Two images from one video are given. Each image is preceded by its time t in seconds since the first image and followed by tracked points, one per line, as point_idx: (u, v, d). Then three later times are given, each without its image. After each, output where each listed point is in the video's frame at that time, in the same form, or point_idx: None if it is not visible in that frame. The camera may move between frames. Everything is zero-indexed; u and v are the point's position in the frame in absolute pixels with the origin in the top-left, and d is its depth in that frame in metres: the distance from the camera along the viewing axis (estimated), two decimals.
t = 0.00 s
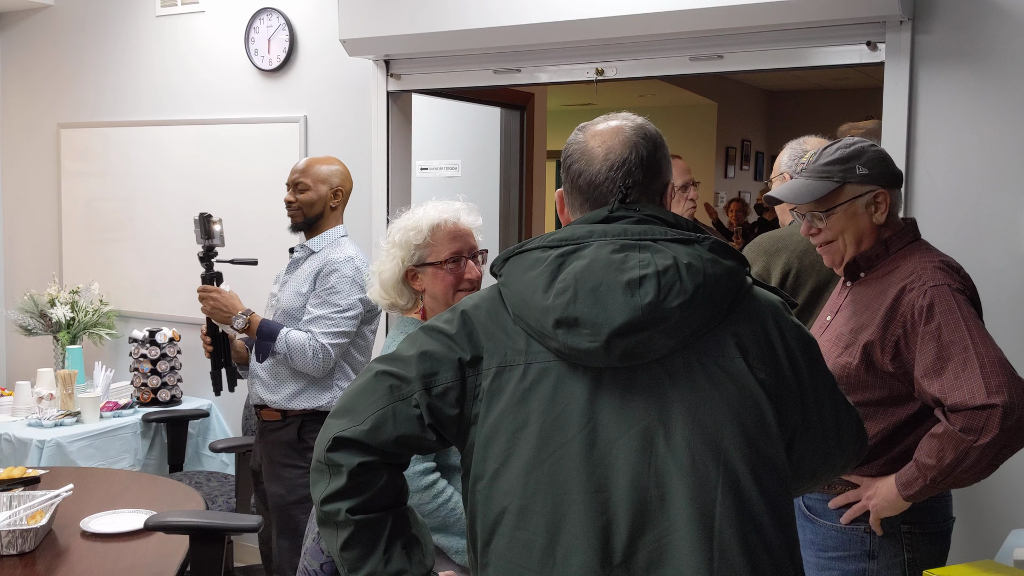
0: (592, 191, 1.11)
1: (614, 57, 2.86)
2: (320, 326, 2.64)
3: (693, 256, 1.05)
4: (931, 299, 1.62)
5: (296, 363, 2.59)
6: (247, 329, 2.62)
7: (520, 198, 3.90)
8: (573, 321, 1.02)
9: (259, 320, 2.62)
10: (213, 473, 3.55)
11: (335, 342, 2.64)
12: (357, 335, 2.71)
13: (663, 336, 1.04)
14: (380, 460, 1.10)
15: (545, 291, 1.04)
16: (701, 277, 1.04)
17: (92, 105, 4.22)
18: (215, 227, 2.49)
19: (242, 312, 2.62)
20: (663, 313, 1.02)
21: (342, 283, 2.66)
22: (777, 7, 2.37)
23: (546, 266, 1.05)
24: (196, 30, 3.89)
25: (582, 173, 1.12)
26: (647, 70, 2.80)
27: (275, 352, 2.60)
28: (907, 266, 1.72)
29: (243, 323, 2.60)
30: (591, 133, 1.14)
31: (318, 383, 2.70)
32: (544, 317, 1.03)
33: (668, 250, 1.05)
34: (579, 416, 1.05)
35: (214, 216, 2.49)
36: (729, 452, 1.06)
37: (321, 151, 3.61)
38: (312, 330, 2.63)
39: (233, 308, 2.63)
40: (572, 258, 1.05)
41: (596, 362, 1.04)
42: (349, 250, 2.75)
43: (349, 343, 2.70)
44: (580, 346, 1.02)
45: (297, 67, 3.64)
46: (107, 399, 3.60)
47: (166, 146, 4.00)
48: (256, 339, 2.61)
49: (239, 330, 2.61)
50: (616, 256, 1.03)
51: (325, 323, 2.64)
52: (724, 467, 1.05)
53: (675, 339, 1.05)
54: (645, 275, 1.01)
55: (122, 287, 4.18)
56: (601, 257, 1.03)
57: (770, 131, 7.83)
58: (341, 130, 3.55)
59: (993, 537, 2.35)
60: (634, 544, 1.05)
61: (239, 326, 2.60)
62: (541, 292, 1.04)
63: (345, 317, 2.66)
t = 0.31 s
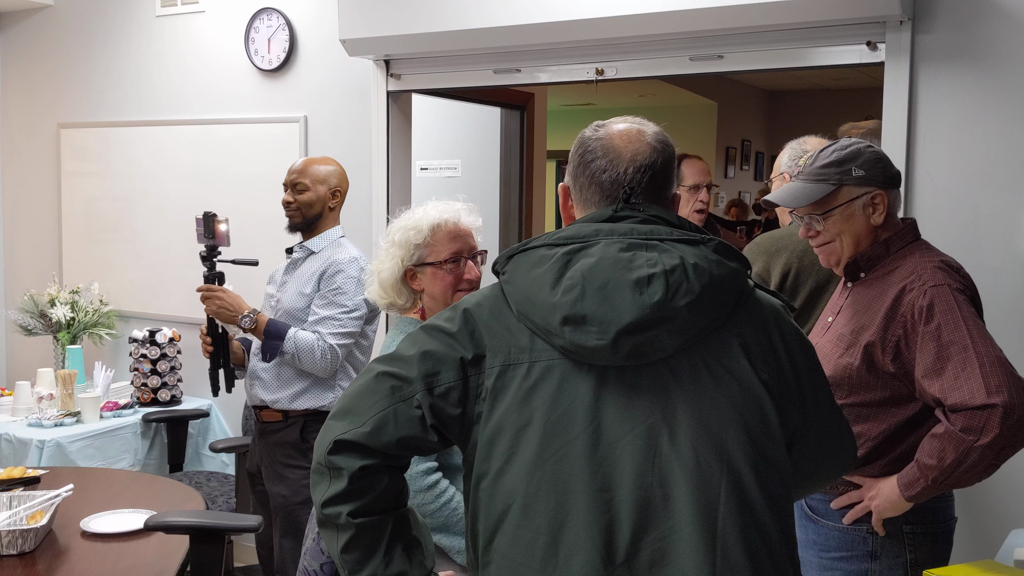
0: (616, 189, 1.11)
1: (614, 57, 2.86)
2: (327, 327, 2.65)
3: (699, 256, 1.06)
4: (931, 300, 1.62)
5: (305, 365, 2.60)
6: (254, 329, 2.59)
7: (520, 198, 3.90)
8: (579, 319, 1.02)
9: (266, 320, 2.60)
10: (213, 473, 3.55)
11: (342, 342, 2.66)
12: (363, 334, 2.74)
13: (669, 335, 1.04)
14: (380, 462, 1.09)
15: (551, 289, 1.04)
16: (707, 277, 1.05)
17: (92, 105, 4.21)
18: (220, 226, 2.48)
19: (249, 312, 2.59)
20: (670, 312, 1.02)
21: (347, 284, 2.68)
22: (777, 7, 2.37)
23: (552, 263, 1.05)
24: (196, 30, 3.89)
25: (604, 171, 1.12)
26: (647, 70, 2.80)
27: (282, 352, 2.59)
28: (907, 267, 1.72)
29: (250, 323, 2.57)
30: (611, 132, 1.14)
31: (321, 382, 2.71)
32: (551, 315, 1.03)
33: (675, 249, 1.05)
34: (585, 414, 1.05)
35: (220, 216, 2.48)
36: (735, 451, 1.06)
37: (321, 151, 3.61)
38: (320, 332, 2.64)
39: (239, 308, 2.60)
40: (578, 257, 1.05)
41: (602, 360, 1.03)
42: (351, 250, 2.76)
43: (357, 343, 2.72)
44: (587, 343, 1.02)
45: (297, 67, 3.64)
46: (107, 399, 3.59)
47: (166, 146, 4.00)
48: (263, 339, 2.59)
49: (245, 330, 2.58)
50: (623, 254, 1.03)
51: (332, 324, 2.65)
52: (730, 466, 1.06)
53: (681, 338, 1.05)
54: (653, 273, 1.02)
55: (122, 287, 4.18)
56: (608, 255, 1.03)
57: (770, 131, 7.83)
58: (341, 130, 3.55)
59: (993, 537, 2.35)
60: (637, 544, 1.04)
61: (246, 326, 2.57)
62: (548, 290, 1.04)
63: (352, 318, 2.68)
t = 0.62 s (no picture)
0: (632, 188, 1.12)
1: (614, 57, 2.86)
2: (333, 328, 2.65)
3: (714, 255, 1.09)
4: (931, 300, 1.63)
5: (310, 365, 2.59)
6: (260, 329, 2.55)
7: (520, 198, 3.91)
8: (603, 311, 1.03)
9: (273, 320, 2.57)
10: (213, 473, 3.55)
11: (348, 342, 2.65)
12: (368, 336, 2.74)
13: (686, 331, 1.06)
14: (385, 463, 1.09)
15: (572, 282, 1.04)
16: (722, 276, 1.08)
17: (93, 105, 4.21)
18: (224, 225, 2.47)
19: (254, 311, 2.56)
20: (689, 307, 1.04)
21: (351, 283, 2.68)
22: (777, 7, 2.37)
23: (571, 259, 1.06)
24: (196, 31, 3.89)
25: (622, 171, 1.12)
26: (648, 70, 2.80)
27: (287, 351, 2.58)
28: (907, 267, 1.72)
29: (256, 322, 2.53)
30: (626, 134, 1.15)
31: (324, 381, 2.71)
32: (572, 308, 1.04)
33: (691, 248, 1.08)
34: (606, 408, 1.06)
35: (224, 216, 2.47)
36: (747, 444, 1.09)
37: (321, 152, 3.61)
38: (325, 332, 2.64)
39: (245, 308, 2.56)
40: (597, 252, 1.06)
41: (620, 355, 1.04)
42: (353, 250, 2.76)
43: (362, 344, 2.73)
44: (610, 336, 1.03)
45: (297, 67, 3.64)
46: (107, 399, 3.59)
47: (167, 146, 4.00)
48: (269, 338, 2.56)
49: (251, 329, 2.54)
50: (643, 249, 1.05)
51: (337, 325, 2.66)
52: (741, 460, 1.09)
53: (696, 335, 1.07)
54: (675, 267, 1.04)
55: (122, 288, 4.18)
56: (629, 250, 1.04)
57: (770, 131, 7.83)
58: (342, 130, 3.55)
59: (993, 537, 2.35)
60: (654, 539, 1.05)
61: (252, 325, 2.53)
62: (568, 283, 1.04)
63: (357, 318, 2.68)
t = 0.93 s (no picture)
0: (658, 191, 1.16)
1: (614, 58, 2.85)
2: (336, 328, 2.66)
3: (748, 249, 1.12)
4: (930, 300, 1.63)
5: (315, 365, 2.60)
6: (264, 328, 2.54)
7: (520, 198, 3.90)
8: (659, 291, 1.04)
9: (277, 320, 2.56)
10: (213, 473, 3.55)
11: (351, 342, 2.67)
12: (370, 336, 2.76)
13: (731, 314, 1.08)
14: (415, 457, 1.11)
15: (626, 263, 1.06)
16: (760, 265, 1.11)
17: (93, 105, 4.21)
18: (227, 224, 2.46)
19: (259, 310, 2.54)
20: (736, 290, 1.07)
21: (354, 283, 2.69)
22: (777, 7, 2.37)
23: (620, 243, 1.07)
24: (196, 31, 3.89)
25: (648, 174, 1.16)
26: (648, 70, 2.80)
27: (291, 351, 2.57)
28: (905, 267, 1.72)
29: (262, 321, 2.52)
30: (648, 139, 1.19)
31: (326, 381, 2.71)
32: (629, 287, 1.05)
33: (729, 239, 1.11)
34: (656, 389, 1.08)
35: (226, 214, 2.46)
36: (777, 429, 1.14)
37: (321, 152, 3.61)
38: (330, 332, 2.65)
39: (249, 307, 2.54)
40: (645, 237, 1.07)
41: (669, 337, 1.06)
42: (353, 250, 2.76)
43: (364, 343, 2.74)
44: (667, 314, 1.05)
45: (297, 67, 3.64)
46: (107, 399, 3.60)
47: (166, 147, 4.00)
48: (274, 338, 2.55)
49: (256, 328, 2.53)
50: (691, 235, 1.07)
51: (341, 325, 2.66)
52: (773, 443, 1.14)
53: (738, 320, 1.10)
54: (724, 251, 1.06)
55: (121, 288, 4.18)
56: (678, 235, 1.06)
57: (770, 131, 7.83)
58: (342, 130, 3.55)
59: (994, 537, 2.35)
60: (697, 518, 1.09)
61: (258, 324, 2.51)
62: (620, 265, 1.06)
63: (360, 318, 2.69)
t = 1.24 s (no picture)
0: (672, 203, 1.32)
1: (613, 57, 2.86)
2: (339, 330, 2.66)
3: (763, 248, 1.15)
4: (928, 300, 1.63)
5: (317, 366, 2.60)
6: (266, 329, 2.53)
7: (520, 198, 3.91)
8: (688, 272, 1.04)
9: (279, 322, 2.55)
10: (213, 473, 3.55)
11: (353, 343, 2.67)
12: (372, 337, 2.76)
13: (753, 304, 1.09)
14: (442, 448, 1.09)
15: (654, 248, 1.06)
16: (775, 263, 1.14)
17: (93, 105, 4.21)
18: (231, 225, 2.46)
19: (262, 312, 2.54)
20: (759, 279, 1.08)
21: (357, 284, 2.70)
22: (778, 7, 2.37)
23: (647, 232, 1.08)
24: (196, 31, 3.90)
25: (661, 189, 1.32)
26: (647, 70, 2.80)
27: (295, 353, 2.57)
28: (904, 267, 1.73)
29: (264, 322, 2.51)
30: (657, 159, 1.35)
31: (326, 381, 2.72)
32: (659, 269, 1.05)
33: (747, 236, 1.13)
34: (687, 368, 1.06)
35: (230, 215, 2.46)
36: (804, 418, 1.13)
37: (321, 153, 3.61)
38: (332, 334, 2.65)
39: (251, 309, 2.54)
40: (670, 228, 1.09)
41: (700, 318, 1.05)
42: (354, 250, 2.77)
43: (365, 344, 2.74)
44: (697, 294, 1.04)
45: (297, 67, 3.65)
46: (107, 399, 3.60)
47: (166, 146, 4.00)
48: (276, 340, 2.54)
49: (258, 329, 2.52)
50: (714, 227, 1.09)
51: (344, 326, 2.67)
52: (801, 431, 1.12)
53: (760, 310, 1.10)
54: (745, 243, 1.09)
55: (122, 288, 4.18)
56: (703, 225, 1.08)
57: (770, 131, 7.83)
58: (342, 130, 3.55)
59: (993, 536, 2.35)
60: (729, 499, 1.05)
61: (260, 325, 2.51)
62: (649, 249, 1.06)
63: (362, 319, 2.70)
